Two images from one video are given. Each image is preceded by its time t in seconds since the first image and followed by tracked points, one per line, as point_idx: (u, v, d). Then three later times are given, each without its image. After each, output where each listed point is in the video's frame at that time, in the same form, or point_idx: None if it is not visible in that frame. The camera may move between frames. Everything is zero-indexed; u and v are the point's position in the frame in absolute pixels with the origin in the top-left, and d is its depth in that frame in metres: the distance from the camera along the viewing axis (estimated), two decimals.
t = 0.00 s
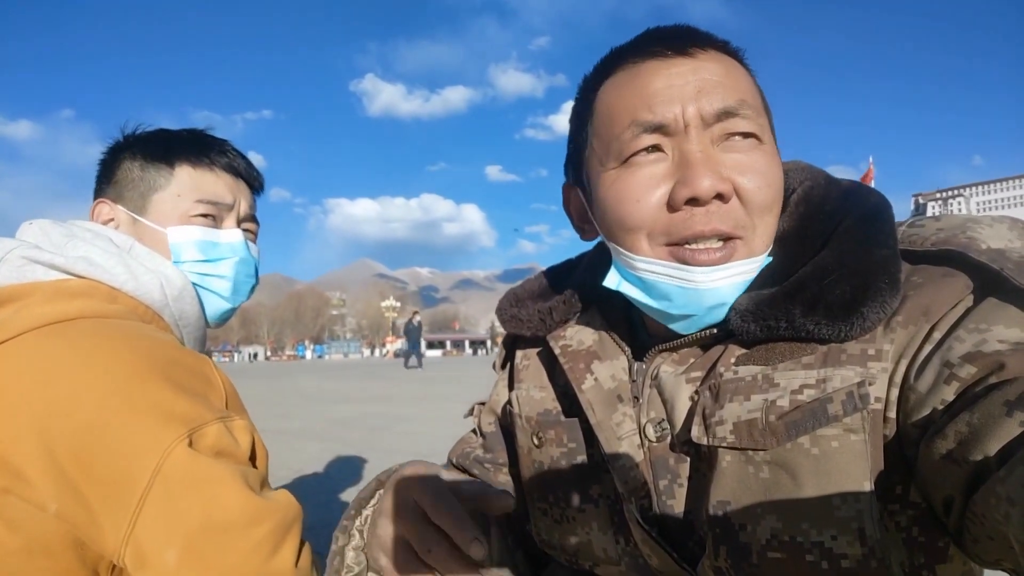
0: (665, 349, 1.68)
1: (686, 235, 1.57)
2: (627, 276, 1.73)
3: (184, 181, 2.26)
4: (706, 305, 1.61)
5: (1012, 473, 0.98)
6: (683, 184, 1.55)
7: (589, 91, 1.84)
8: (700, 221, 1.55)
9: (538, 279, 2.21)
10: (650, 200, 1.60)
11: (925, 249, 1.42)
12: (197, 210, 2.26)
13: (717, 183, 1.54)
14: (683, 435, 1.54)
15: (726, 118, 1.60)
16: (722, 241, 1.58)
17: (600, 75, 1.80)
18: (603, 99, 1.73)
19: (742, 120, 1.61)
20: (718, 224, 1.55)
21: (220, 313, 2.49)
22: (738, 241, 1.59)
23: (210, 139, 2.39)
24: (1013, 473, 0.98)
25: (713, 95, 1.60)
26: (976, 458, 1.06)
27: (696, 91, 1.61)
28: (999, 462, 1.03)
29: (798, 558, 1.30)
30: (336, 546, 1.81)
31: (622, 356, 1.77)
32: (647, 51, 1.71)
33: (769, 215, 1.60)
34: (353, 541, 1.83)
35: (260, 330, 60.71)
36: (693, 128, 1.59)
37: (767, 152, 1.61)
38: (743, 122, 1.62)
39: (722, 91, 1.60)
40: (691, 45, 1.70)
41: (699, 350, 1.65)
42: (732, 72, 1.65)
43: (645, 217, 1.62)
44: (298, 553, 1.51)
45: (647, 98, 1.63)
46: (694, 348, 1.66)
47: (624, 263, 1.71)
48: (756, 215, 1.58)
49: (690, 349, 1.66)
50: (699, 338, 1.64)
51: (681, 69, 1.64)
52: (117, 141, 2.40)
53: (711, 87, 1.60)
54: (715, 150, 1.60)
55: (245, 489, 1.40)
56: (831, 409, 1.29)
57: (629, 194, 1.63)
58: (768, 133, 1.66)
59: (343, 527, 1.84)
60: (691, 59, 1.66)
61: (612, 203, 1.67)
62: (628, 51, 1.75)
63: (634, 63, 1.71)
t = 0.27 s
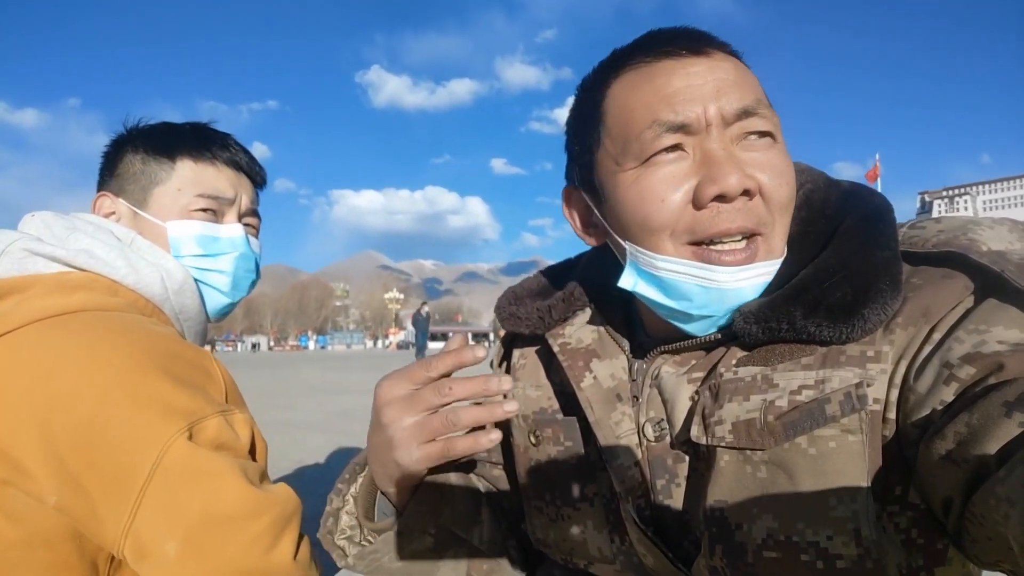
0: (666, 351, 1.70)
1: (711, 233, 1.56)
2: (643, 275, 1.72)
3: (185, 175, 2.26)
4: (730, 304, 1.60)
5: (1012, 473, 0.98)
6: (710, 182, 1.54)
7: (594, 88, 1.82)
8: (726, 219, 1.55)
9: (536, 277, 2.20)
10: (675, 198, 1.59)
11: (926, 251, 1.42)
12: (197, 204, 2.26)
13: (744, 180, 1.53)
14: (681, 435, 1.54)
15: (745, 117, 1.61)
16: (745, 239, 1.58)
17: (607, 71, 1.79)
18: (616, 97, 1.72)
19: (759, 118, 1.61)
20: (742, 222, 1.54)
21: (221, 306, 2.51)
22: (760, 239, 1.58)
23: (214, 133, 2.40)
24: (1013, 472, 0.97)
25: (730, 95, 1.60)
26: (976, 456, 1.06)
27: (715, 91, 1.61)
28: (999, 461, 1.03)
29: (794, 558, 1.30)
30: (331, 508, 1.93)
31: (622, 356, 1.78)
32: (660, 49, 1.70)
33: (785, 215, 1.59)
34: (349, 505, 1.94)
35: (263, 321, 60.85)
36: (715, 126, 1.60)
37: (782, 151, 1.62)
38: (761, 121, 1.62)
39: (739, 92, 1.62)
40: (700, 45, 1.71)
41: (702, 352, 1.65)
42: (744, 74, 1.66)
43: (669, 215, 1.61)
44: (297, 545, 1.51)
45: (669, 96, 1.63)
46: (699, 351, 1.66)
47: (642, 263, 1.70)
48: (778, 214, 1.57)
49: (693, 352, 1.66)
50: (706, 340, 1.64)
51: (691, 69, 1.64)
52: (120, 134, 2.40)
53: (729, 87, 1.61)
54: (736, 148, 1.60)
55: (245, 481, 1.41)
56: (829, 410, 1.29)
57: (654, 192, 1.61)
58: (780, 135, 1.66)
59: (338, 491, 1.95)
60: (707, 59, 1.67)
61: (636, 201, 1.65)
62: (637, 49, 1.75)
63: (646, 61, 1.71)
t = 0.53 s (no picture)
0: (660, 351, 1.69)
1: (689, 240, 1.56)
2: (630, 278, 1.71)
3: (180, 174, 2.24)
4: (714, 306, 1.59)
5: (1011, 474, 0.97)
6: (686, 186, 1.54)
7: (587, 87, 1.80)
8: (703, 222, 1.54)
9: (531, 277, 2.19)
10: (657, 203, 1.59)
11: (922, 250, 1.41)
12: (192, 203, 2.24)
13: (720, 184, 1.52)
14: (676, 436, 1.54)
15: (725, 117, 1.59)
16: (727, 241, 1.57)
17: (598, 70, 1.76)
18: (601, 99, 1.71)
19: (740, 118, 1.59)
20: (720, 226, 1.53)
21: (217, 304, 2.50)
22: (741, 243, 1.57)
23: (208, 130, 2.37)
24: (1012, 473, 0.96)
25: (711, 94, 1.58)
26: (974, 456, 1.06)
27: (695, 90, 1.59)
28: (998, 460, 1.02)
29: (789, 559, 1.30)
30: (325, 523, 1.87)
31: (615, 356, 1.77)
32: (645, 49, 1.68)
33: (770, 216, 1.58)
34: (344, 520, 1.87)
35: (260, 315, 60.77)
36: (694, 126, 1.58)
37: (768, 150, 1.60)
38: (741, 122, 1.60)
39: (721, 91, 1.59)
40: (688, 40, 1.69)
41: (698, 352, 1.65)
42: (731, 70, 1.63)
43: (648, 219, 1.61)
44: (292, 546, 1.51)
45: (647, 98, 1.61)
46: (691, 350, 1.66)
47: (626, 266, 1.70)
48: (759, 215, 1.56)
49: (686, 351, 1.65)
50: (697, 341, 1.62)
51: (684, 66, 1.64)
52: (114, 131, 2.38)
53: (710, 86, 1.59)
54: (717, 149, 1.58)
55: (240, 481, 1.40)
56: (824, 411, 1.29)
57: (636, 197, 1.61)
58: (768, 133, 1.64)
59: (332, 507, 1.88)
60: (691, 57, 1.63)
61: (617, 205, 1.65)
62: (626, 48, 1.72)
63: (630, 61, 1.69)
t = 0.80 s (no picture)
0: (659, 351, 1.68)
1: (675, 248, 1.56)
2: (621, 284, 1.72)
3: (180, 176, 2.23)
4: (702, 312, 1.59)
5: (1012, 475, 0.97)
6: (670, 195, 1.55)
7: (584, 90, 1.79)
8: (687, 233, 1.55)
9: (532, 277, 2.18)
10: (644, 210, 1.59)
11: (923, 250, 1.41)
12: (192, 205, 2.24)
13: (704, 194, 1.52)
14: (676, 437, 1.54)
15: (714, 124, 1.57)
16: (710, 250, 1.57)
17: (593, 75, 1.75)
18: (593, 105, 1.70)
19: (729, 126, 1.58)
20: (705, 237, 1.54)
21: (215, 307, 2.49)
22: (727, 250, 1.58)
23: (208, 132, 2.36)
24: (1014, 476, 0.96)
25: (700, 102, 1.57)
26: (976, 458, 1.05)
27: (683, 97, 1.58)
28: (1000, 460, 1.02)
29: (790, 561, 1.30)
30: (326, 534, 1.85)
31: (616, 356, 1.76)
32: (636, 53, 1.66)
33: (759, 220, 1.58)
34: (344, 530, 1.84)
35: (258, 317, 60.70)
36: (681, 135, 1.57)
37: (757, 157, 1.59)
38: (731, 129, 1.58)
39: (710, 98, 1.57)
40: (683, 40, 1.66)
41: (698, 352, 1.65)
42: (723, 72, 1.61)
43: (634, 226, 1.61)
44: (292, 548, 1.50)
45: (635, 105, 1.60)
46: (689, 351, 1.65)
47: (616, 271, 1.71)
48: (745, 223, 1.56)
49: (686, 351, 1.65)
50: (697, 343, 1.61)
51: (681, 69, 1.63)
52: (113, 132, 2.37)
53: (697, 94, 1.57)
54: (704, 157, 1.58)
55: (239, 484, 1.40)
56: (825, 413, 1.29)
57: (620, 205, 1.61)
58: (760, 136, 1.62)
59: (332, 516, 1.87)
60: (681, 61, 1.61)
61: (603, 212, 1.66)
62: (620, 50, 1.71)
63: (621, 64, 1.67)
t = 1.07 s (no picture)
0: (661, 353, 1.69)
1: (671, 244, 1.57)
2: (621, 284, 1.75)
3: (184, 183, 2.25)
4: (693, 314, 1.62)
5: (1016, 479, 0.97)
6: (668, 193, 1.55)
7: (588, 87, 1.79)
8: (686, 230, 1.55)
9: (533, 277, 2.20)
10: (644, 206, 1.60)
11: (924, 251, 1.41)
12: (196, 212, 2.26)
13: (702, 192, 1.53)
14: (678, 439, 1.55)
15: (717, 123, 1.57)
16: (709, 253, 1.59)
17: (598, 72, 1.76)
18: (597, 102, 1.71)
19: (732, 125, 1.58)
20: (703, 234, 1.53)
21: (218, 313, 2.51)
22: (726, 251, 1.59)
23: (209, 138, 2.38)
24: (1017, 479, 0.97)
25: (703, 100, 1.57)
26: (980, 460, 1.06)
27: (686, 95, 1.58)
28: (1004, 464, 1.01)
29: (792, 563, 1.30)
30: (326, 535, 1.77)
31: (617, 358, 1.77)
32: (640, 49, 1.67)
33: (760, 221, 1.58)
34: (343, 531, 1.76)
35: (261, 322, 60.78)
36: (682, 134, 1.57)
37: (759, 157, 1.59)
38: (734, 128, 1.58)
39: (714, 97, 1.57)
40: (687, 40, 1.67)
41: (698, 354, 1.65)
42: (727, 73, 1.61)
43: (633, 222, 1.62)
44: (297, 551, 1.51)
45: (637, 102, 1.61)
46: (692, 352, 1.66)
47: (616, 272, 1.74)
48: (745, 222, 1.56)
49: (687, 352, 1.66)
50: (698, 343, 1.62)
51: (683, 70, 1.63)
52: (114, 141, 2.39)
53: (702, 91, 1.57)
54: (705, 155, 1.58)
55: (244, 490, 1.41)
56: (826, 415, 1.29)
57: (620, 200, 1.62)
58: (763, 137, 1.62)
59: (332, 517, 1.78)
60: (684, 60, 1.61)
61: (603, 208, 1.67)
62: (626, 47, 1.71)
63: (626, 60, 1.68)
